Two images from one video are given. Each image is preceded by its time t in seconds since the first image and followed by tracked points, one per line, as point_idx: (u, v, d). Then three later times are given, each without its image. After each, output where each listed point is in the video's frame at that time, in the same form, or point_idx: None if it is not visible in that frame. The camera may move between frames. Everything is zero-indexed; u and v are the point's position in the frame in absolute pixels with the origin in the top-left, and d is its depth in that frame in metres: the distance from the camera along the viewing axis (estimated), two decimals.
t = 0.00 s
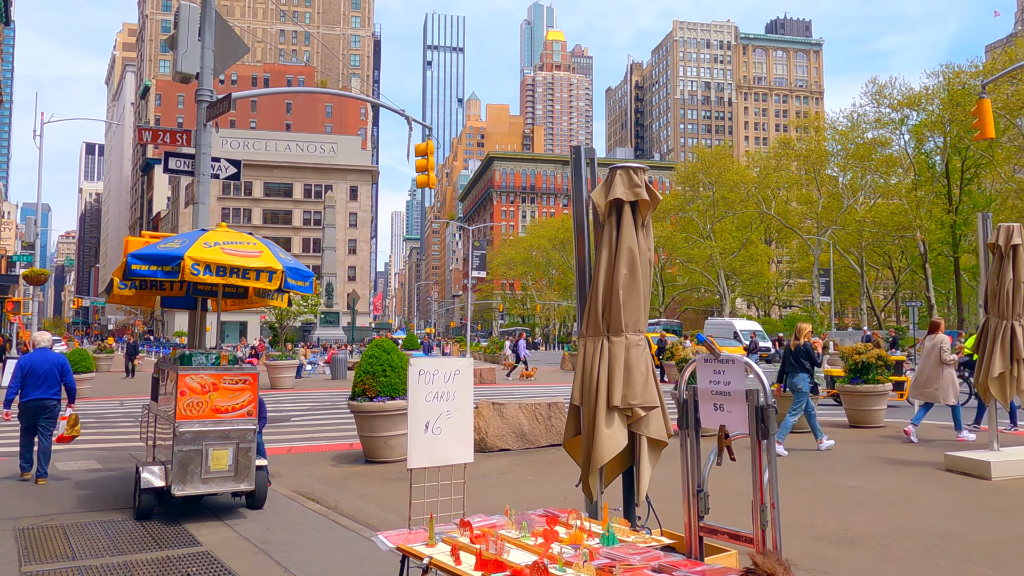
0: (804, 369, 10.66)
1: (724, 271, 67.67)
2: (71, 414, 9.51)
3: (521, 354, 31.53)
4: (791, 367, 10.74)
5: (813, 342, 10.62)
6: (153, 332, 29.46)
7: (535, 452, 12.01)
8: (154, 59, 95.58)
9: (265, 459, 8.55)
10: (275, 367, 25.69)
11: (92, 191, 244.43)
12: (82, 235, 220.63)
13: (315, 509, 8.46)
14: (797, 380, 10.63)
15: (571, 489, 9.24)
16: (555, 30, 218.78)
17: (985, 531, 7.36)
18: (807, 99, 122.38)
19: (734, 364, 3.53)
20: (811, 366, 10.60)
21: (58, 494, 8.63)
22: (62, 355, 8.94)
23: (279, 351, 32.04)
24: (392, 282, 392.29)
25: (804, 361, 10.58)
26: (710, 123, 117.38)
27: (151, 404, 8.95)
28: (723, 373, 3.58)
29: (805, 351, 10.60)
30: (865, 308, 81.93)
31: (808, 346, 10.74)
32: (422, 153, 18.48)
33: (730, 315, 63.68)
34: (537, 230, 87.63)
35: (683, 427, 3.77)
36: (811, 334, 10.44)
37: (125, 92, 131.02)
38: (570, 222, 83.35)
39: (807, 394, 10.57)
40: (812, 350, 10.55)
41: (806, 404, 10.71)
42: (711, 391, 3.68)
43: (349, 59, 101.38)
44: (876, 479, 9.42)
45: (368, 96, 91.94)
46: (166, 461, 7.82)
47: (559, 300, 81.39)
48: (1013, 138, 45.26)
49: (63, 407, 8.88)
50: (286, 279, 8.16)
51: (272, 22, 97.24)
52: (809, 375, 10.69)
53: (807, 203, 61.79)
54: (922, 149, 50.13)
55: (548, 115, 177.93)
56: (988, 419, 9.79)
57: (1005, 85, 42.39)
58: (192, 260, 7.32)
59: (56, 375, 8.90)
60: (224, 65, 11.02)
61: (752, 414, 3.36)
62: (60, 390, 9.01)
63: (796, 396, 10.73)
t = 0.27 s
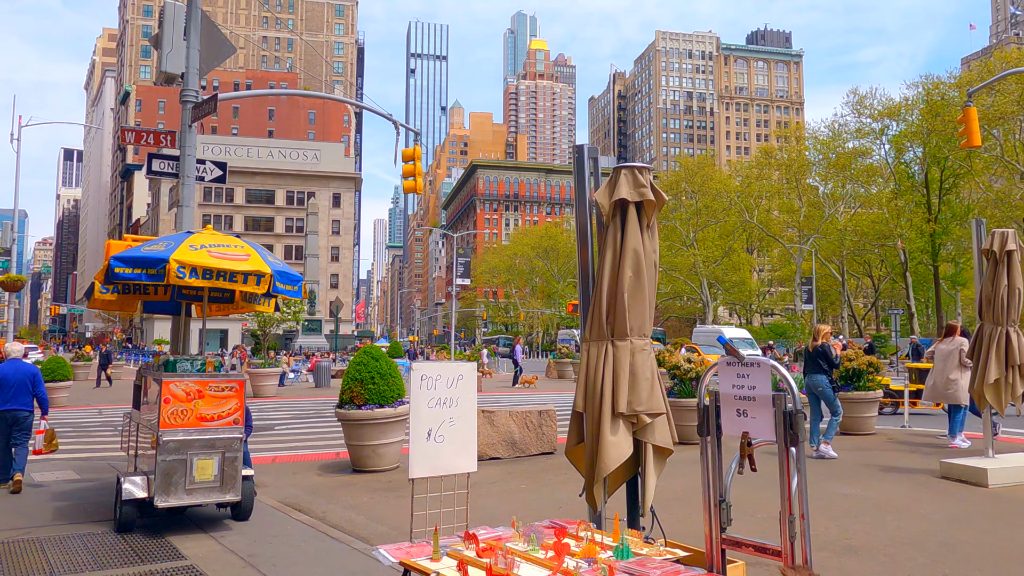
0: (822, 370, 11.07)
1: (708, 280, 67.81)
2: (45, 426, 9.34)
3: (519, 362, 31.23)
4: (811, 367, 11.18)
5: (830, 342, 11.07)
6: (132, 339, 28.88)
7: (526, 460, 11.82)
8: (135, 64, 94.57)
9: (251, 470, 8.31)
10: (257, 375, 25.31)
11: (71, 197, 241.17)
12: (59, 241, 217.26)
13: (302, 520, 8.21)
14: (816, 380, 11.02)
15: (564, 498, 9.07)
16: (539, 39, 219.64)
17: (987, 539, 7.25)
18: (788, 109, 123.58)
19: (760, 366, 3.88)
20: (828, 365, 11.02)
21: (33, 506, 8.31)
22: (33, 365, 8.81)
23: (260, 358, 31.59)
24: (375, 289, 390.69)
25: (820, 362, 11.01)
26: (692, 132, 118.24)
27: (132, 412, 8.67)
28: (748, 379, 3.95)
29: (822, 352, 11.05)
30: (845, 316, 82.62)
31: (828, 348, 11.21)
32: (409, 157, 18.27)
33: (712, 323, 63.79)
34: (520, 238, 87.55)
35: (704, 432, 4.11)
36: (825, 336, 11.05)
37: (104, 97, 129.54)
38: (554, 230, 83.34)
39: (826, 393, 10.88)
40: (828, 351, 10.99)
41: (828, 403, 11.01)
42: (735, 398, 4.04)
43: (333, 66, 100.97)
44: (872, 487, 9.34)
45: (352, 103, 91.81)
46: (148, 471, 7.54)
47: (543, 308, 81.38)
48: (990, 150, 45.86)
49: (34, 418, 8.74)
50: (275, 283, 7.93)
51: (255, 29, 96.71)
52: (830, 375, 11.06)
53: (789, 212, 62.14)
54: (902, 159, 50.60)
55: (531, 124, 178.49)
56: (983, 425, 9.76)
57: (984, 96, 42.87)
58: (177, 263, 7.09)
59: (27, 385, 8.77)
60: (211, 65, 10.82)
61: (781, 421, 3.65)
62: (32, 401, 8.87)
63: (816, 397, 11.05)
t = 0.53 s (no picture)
0: (847, 381, 10.99)
1: (692, 288, 67.78)
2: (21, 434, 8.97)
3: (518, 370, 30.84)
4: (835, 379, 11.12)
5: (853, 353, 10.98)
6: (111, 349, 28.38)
7: (519, 470, 11.61)
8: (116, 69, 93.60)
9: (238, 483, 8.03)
10: (241, 384, 24.92)
11: (49, 203, 238.05)
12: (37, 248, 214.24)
13: (291, 533, 7.94)
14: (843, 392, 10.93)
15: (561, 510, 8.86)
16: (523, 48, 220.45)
17: (994, 550, 7.12)
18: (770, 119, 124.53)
19: (795, 378, 3.98)
20: (853, 377, 10.95)
21: (10, 521, 7.98)
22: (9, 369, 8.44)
23: (243, 367, 31.13)
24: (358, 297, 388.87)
25: (845, 374, 10.95)
26: (676, 141, 118.85)
27: (114, 423, 8.37)
28: (778, 391, 4.07)
29: (846, 362, 10.97)
30: (827, 325, 83.03)
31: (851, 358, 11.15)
32: (398, 163, 18.06)
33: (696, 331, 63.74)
34: (505, 246, 87.50)
35: (733, 446, 4.24)
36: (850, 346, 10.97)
37: (85, 102, 128.05)
38: (538, 238, 83.31)
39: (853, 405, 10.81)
40: (851, 363, 10.92)
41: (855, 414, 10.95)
42: (766, 411, 4.14)
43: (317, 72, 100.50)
44: (873, 497, 9.20)
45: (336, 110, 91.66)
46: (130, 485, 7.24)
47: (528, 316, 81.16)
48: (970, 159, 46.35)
49: (11, 425, 8.38)
50: (265, 289, 7.68)
51: (239, 35, 96.21)
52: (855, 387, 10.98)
53: (772, 221, 62.51)
54: (883, 169, 51.03)
55: (515, 132, 178.75)
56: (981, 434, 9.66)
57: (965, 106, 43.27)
58: (164, 269, 6.84)
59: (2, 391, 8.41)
60: (198, 66, 10.58)
61: (818, 434, 3.79)
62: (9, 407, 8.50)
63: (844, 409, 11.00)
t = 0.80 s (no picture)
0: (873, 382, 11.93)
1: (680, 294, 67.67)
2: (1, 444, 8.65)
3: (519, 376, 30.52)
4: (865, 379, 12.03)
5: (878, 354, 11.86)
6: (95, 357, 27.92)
7: (515, 480, 11.40)
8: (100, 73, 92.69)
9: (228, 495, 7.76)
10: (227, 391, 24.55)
11: (31, 208, 235.43)
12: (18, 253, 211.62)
13: (283, 547, 7.70)
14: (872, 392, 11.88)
15: (562, 520, 8.66)
16: (510, 55, 220.93)
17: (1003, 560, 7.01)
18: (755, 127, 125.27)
19: (837, 387, 4.12)
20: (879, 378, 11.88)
21: None
22: None
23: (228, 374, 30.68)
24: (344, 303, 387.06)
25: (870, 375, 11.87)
26: (662, 149, 119.31)
27: (100, 433, 8.11)
28: (818, 402, 4.22)
29: (873, 363, 11.87)
30: (812, 331, 83.29)
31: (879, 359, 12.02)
32: (389, 168, 17.85)
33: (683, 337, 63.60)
34: (492, 252, 87.26)
35: (770, 457, 4.36)
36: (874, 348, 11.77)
37: (68, 106, 126.69)
38: (525, 244, 83.17)
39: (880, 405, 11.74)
40: (877, 365, 11.81)
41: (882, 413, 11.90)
42: (807, 422, 4.25)
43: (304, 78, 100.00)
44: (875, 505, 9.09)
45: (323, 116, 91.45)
46: (117, 498, 6.99)
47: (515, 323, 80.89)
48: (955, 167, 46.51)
49: None
50: (259, 295, 7.46)
51: (224, 40, 95.57)
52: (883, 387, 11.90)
53: (759, 228, 62.55)
54: (868, 176, 51.10)
55: (502, 139, 178.84)
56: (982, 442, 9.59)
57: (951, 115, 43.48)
58: (154, 273, 6.63)
59: None
60: (188, 66, 10.41)
61: (864, 449, 3.92)
62: None
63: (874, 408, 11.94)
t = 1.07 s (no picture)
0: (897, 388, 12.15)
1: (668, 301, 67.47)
2: None
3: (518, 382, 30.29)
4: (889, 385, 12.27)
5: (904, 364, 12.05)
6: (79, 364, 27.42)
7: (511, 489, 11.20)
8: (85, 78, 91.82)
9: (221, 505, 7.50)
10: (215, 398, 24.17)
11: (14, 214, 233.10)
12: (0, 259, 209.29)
13: (278, 558, 7.46)
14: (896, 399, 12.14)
15: (563, 529, 8.47)
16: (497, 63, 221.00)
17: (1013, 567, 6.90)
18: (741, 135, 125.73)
19: (889, 394, 4.23)
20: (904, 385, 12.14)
21: None
22: None
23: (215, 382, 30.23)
24: (330, 310, 385.33)
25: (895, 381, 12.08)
26: (649, 156, 119.62)
27: (87, 441, 7.85)
28: (870, 408, 4.32)
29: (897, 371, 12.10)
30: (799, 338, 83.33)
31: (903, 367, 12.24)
32: (381, 172, 17.61)
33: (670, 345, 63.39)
34: (480, 259, 87.01)
35: (817, 467, 4.41)
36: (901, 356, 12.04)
37: (52, 111, 125.44)
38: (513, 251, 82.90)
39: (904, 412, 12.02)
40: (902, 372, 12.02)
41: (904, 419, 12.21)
42: (857, 430, 4.39)
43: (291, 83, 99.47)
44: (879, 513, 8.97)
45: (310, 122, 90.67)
46: (106, 509, 6.73)
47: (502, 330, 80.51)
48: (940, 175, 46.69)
49: None
50: (253, 298, 7.25)
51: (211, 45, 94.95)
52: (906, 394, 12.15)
53: (747, 235, 62.69)
54: (855, 184, 51.24)
55: (489, 145, 178.72)
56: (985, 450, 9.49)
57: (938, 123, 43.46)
58: (146, 275, 6.41)
59: None
60: (179, 66, 10.25)
61: (921, 456, 3.97)
62: None
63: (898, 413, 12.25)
